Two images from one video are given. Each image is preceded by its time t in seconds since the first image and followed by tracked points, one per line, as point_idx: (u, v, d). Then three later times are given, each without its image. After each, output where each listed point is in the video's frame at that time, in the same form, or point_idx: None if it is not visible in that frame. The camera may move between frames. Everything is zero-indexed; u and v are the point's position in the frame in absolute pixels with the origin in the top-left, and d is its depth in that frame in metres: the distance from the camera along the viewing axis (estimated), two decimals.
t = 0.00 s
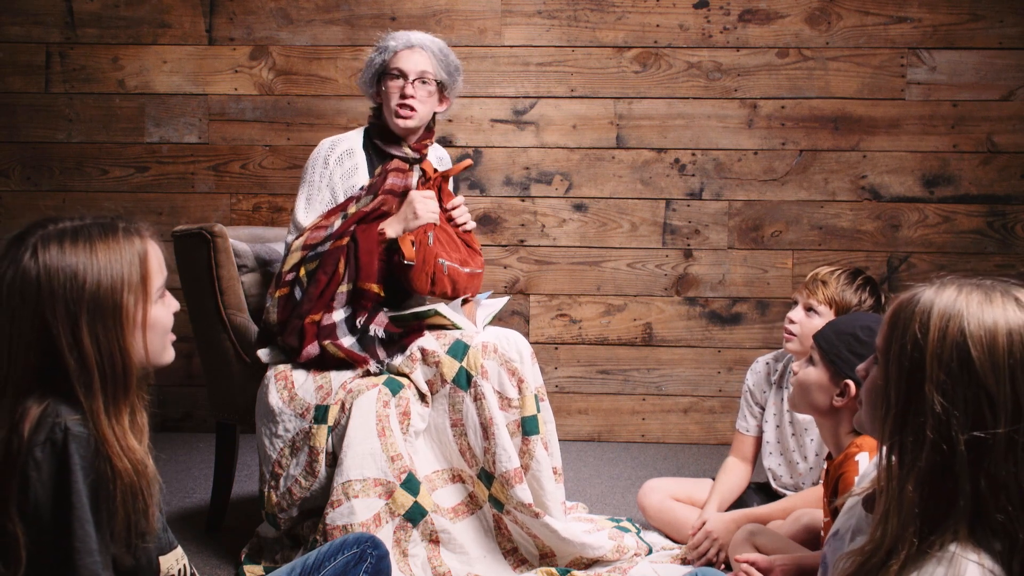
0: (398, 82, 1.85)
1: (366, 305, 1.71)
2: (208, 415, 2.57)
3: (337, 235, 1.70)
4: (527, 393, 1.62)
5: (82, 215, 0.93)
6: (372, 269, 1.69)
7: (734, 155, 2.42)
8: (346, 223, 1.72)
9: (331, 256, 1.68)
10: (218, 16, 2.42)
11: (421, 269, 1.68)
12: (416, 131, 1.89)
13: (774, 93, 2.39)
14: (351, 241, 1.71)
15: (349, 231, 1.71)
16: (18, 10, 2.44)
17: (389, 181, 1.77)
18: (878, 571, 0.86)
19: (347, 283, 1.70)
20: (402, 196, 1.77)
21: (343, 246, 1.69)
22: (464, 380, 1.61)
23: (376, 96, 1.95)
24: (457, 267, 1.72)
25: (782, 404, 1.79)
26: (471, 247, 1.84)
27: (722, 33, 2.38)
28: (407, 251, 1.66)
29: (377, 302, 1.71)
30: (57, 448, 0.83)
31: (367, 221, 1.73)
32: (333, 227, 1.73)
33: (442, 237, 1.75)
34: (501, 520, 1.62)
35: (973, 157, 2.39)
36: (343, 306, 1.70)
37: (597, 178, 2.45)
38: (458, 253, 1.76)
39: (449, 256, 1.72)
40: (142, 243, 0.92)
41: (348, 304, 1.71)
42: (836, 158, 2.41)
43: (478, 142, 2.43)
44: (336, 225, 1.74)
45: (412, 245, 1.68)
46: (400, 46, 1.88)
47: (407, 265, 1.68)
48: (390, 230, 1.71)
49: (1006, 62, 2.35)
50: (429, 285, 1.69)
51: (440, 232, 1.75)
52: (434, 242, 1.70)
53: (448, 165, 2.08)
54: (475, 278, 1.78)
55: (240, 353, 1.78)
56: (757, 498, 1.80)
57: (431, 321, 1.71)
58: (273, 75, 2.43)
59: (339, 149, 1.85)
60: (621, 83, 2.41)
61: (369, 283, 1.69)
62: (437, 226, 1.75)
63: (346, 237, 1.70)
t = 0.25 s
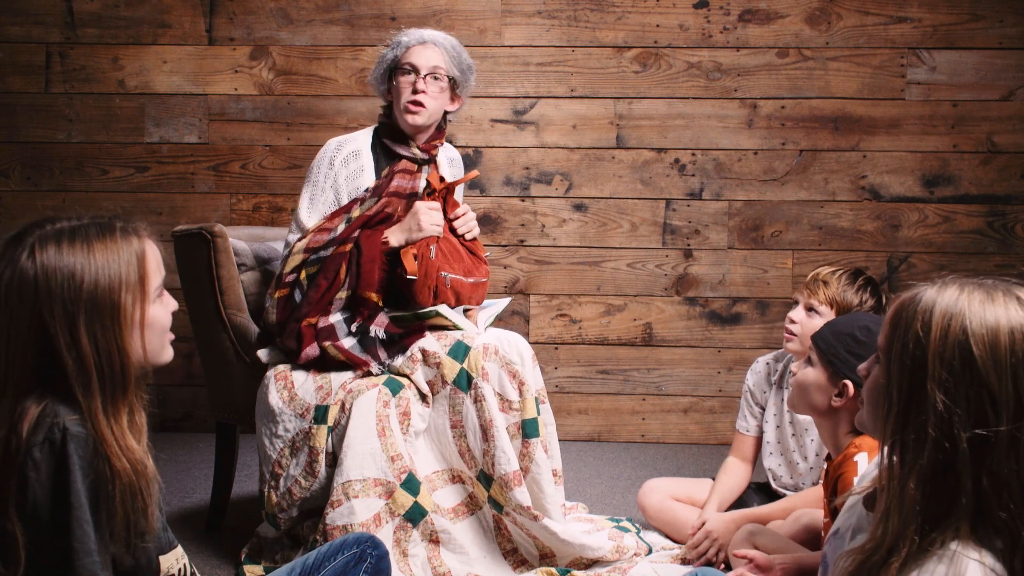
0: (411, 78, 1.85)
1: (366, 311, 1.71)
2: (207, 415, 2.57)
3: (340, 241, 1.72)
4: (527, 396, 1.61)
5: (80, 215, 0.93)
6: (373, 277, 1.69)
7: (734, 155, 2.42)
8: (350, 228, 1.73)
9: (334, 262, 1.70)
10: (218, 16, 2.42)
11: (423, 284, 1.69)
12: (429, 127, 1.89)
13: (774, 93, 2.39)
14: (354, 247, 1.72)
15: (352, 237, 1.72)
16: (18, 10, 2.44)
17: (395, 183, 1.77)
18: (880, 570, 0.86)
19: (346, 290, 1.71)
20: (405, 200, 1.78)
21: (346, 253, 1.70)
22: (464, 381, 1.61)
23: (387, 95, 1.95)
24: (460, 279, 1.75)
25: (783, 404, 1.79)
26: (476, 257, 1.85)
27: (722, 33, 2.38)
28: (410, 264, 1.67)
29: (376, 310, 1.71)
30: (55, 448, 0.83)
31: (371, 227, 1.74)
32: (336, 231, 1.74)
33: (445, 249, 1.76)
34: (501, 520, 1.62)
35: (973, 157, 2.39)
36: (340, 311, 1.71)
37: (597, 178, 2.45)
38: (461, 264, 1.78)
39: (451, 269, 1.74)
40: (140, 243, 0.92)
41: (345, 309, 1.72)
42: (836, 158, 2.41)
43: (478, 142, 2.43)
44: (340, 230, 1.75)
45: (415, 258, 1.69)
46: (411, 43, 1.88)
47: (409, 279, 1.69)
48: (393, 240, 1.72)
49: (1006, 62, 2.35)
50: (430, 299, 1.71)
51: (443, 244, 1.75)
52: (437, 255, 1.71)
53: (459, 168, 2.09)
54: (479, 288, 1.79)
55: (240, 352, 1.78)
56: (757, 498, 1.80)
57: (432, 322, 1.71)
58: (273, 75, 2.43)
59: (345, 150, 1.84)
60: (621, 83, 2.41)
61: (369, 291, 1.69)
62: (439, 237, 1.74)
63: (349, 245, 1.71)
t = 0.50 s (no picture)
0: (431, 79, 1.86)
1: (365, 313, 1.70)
2: (208, 415, 2.57)
3: (340, 243, 1.70)
4: (527, 396, 1.61)
5: (80, 216, 0.93)
6: (372, 281, 1.68)
7: (734, 155, 2.42)
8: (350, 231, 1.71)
9: (333, 264, 1.68)
10: (218, 16, 2.42)
11: (423, 289, 1.70)
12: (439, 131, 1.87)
13: (774, 93, 2.39)
14: (353, 250, 1.70)
15: (352, 240, 1.71)
16: (18, 10, 2.44)
17: (397, 187, 1.76)
18: (879, 570, 0.86)
19: (345, 292, 1.70)
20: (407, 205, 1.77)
21: (345, 256, 1.69)
22: (463, 382, 1.61)
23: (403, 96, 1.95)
24: (460, 284, 1.76)
25: (783, 404, 1.79)
26: (474, 262, 1.85)
27: (722, 33, 2.38)
28: (411, 270, 1.67)
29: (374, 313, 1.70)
30: (57, 447, 0.83)
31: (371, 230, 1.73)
32: (336, 234, 1.73)
33: (446, 254, 1.75)
34: (501, 521, 1.62)
35: (973, 157, 2.39)
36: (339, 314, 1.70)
37: (597, 178, 2.45)
38: (461, 269, 1.78)
39: (451, 274, 1.74)
40: (139, 245, 0.92)
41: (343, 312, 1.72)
42: (836, 158, 2.41)
43: (478, 142, 2.43)
44: (340, 232, 1.73)
45: (415, 264, 1.69)
46: (437, 48, 1.91)
47: (409, 284, 1.69)
48: (393, 243, 1.70)
49: (1006, 62, 2.35)
50: (429, 303, 1.71)
51: (443, 249, 1.75)
52: (437, 260, 1.72)
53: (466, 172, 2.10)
54: (477, 293, 1.81)
55: (240, 352, 1.78)
56: (757, 498, 1.80)
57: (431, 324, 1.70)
58: (273, 75, 2.43)
59: (348, 151, 1.84)
60: (621, 83, 2.41)
61: (369, 294, 1.68)
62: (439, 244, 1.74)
63: (349, 248, 1.70)
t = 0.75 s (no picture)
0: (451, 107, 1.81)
1: (371, 305, 1.71)
2: (208, 415, 2.57)
3: (347, 235, 1.67)
4: (527, 398, 1.61)
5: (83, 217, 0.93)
6: (379, 270, 1.68)
7: (734, 155, 2.42)
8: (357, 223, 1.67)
9: (341, 256, 1.66)
10: (217, 16, 2.42)
11: (428, 276, 1.68)
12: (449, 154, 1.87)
13: (774, 93, 2.39)
14: (361, 241, 1.68)
15: (360, 231, 1.67)
16: (18, 10, 2.44)
17: (407, 187, 1.74)
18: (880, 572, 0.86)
19: (355, 282, 1.68)
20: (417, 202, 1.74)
21: (354, 247, 1.66)
22: (464, 383, 1.61)
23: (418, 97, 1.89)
24: (464, 273, 1.74)
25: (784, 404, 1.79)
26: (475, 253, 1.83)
27: (722, 33, 2.38)
28: (415, 255, 1.67)
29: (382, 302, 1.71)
30: (59, 447, 0.83)
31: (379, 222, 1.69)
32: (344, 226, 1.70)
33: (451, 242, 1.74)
34: (500, 522, 1.62)
35: (973, 157, 2.39)
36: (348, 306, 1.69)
37: (597, 178, 2.45)
38: (464, 258, 1.77)
39: (456, 263, 1.73)
40: (142, 246, 0.92)
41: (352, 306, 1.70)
42: (836, 158, 2.41)
43: (478, 142, 2.43)
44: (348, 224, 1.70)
45: (420, 250, 1.68)
46: (462, 68, 1.83)
47: (414, 270, 1.69)
48: (398, 230, 1.69)
49: (1006, 62, 2.35)
50: (434, 290, 1.70)
51: (448, 238, 1.74)
52: (442, 249, 1.71)
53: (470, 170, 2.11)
54: (478, 282, 1.79)
55: (240, 352, 1.78)
56: (756, 498, 1.80)
57: (431, 323, 1.70)
58: (273, 75, 2.43)
59: (358, 147, 1.84)
60: (621, 83, 2.41)
61: (376, 283, 1.69)
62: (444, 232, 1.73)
63: (356, 239, 1.66)
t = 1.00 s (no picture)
0: (443, 121, 1.80)
1: (375, 303, 1.69)
2: (208, 415, 2.57)
3: (348, 233, 1.68)
4: (527, 396, 1.61)
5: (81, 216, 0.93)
6: (383, 266, 1.68)
7: (734, 155, 2.42)
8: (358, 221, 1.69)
9: (342, 255, 1.67)
10: (218, 16, 2.42)
11: (429, 271, 1.69)
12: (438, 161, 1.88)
13: (774, 93, 2.39)
14: (362, 239, 1.69)
15: (360, 229, 1.68)
16: (18, 10, 2.44)
17: (406, 185, 1.74)
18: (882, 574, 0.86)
19: (358, 280, 1.69)
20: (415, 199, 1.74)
21: (355, 245, 1.67)
22: (464, 382, 1.61)
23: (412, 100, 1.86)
24: (464, 269, 1.75)
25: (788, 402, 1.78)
26: (473, 247, 1.82)
27: (722, 33, 2.38)
28: (416, 251, 1.67)
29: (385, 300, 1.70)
30: (57, 447, 0.83)
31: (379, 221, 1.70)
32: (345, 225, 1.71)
33: (450, 237, 1.74)
34: (501, 521, 1.62)
35: (973, 157, 2.39)
36: (351, 305, 1.68)
37: (597, 178, 2.45)
38: (464, 254, 1.76)
39: (456, 258, 1.73)
40: (140, 246, 0.92)
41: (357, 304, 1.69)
42: (836, 158, 2.41)
43: (478, 142, 2.43)
44: (348, 224, 1.71)
45: (420, 245, 1.68)
46: (458, 82, 1.79)
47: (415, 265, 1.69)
48: (398, 227, 1.70)
49: (1006, 62, 2.35)
50: (434, 285, 1.71)
51: (447, 233, 1.74)
52: (442, 244, 1.71)
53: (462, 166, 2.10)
54: (478, 277, 1.79)
55: (240, 352, 1.78)
56: (757, 498, 1.80)
57: (431, 322, 1.70)
58: (273, 75, 2.43)
59: (354, 146, 1.84)
60: (621, 83, 2.41)
61: (379, 280, 1.68)
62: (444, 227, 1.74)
63: (357, 237, 1.67)
